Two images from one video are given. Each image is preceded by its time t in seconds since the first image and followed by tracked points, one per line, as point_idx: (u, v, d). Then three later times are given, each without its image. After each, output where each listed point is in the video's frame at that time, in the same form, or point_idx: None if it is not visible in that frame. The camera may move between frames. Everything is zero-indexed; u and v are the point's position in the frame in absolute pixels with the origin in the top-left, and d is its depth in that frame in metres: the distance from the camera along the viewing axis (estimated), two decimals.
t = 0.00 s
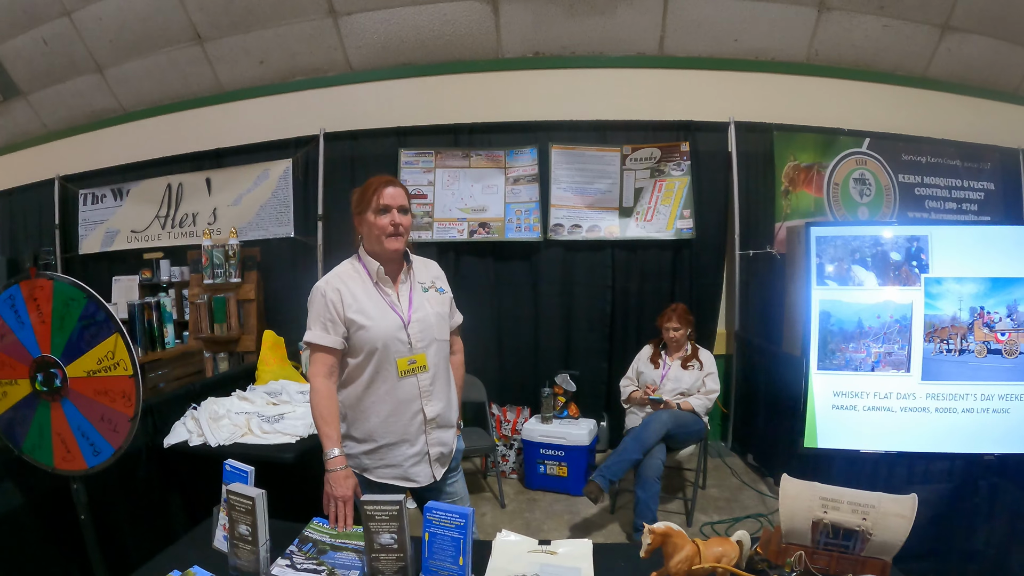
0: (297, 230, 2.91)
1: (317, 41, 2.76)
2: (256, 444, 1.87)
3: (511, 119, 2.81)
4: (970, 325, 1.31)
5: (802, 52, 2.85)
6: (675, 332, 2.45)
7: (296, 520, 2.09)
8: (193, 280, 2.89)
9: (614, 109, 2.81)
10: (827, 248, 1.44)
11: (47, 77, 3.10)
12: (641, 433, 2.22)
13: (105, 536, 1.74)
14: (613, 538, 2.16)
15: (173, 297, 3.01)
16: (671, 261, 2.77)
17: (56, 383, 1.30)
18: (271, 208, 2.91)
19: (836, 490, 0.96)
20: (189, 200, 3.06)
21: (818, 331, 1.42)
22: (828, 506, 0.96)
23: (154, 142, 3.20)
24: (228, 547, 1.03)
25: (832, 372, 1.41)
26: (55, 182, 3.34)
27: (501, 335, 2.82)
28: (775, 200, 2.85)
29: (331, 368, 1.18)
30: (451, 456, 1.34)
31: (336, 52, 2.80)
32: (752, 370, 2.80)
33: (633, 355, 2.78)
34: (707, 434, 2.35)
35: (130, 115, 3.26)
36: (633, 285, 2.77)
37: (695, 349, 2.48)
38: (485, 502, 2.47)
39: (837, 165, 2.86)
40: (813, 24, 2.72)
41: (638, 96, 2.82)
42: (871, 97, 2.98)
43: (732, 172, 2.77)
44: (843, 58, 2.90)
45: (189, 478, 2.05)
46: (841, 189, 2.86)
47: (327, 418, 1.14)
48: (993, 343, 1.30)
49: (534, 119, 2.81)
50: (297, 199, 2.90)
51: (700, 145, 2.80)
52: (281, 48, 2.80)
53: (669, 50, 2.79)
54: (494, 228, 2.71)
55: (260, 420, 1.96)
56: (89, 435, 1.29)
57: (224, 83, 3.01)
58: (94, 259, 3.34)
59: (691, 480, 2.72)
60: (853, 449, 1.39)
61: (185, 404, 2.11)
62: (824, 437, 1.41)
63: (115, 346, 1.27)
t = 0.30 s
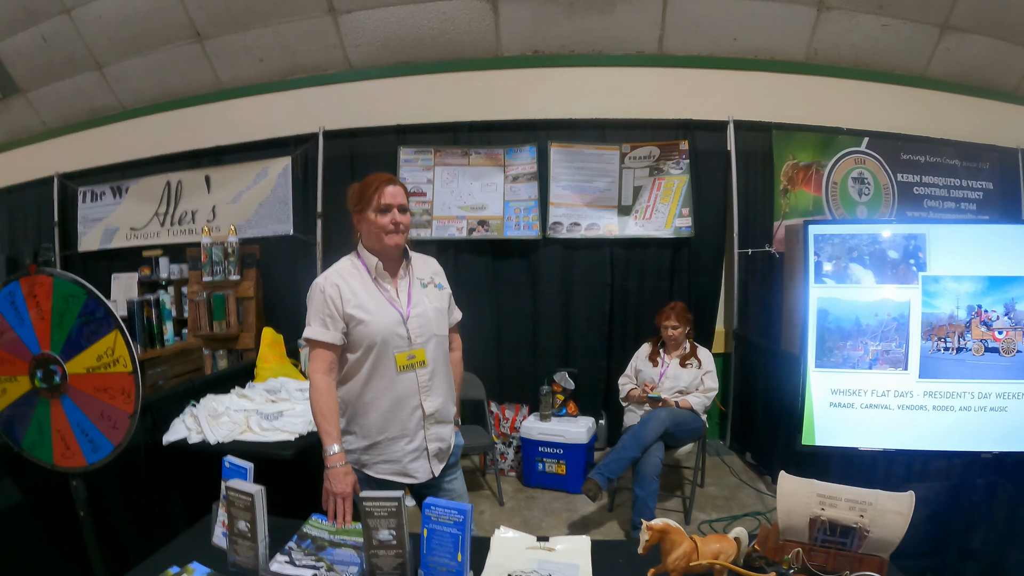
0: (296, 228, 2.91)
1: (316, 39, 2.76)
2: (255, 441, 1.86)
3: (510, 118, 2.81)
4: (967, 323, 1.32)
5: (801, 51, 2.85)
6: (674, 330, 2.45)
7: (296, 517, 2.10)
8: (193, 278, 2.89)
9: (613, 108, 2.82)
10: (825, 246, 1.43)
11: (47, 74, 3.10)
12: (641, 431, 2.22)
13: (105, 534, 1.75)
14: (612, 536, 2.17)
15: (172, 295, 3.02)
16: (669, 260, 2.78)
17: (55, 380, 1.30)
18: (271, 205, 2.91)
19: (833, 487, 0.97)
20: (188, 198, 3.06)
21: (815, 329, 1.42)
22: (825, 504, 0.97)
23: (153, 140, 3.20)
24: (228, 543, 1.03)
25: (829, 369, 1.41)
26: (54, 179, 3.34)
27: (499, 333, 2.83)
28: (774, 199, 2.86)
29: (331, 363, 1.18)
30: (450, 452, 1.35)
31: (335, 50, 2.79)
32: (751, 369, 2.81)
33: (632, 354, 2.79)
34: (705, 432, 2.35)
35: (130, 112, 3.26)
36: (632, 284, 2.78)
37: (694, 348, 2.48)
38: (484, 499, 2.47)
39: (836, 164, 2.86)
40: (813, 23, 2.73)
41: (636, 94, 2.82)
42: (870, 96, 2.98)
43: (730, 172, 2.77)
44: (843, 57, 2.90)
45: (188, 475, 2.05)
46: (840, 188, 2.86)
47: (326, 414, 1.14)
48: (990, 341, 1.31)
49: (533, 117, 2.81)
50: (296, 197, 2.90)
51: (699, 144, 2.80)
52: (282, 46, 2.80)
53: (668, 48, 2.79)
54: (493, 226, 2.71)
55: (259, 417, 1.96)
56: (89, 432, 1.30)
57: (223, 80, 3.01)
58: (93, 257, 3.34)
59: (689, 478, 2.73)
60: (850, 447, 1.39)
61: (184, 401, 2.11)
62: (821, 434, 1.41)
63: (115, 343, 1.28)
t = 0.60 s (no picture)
0: (297, 227, 2.91)
1: (319, 38, 2.75)
2: (256, 441, 1.86)
3: (511, 116, 2.81)
4: (971, 325, 1.31)
5: (804, 50, 2.84)
6: (676, 330, 2.45)
7: (296, 516, 2.09)
8: (193, 277, 2.90)
9: (615, 107, 2.82)
10: (829, 247, 1.44)
11: (48, 72, 3.11)
12: (642, 431, 2.21)
13: (105, 533, 1.74)
14: (613, 536, 2.16)
15: (173, 293, 3.03)
16: (671, 259, 2.77)
17: (55, 379, 1.30)
18: (272, 204, 2.91)
19: (836, 489, 0.96)
20: (190, 196, 3.05)
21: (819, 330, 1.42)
22: (828, 506, 0.96)
23: (154, 138, 3.20)
24: (228, 543, 1.03)
25: (833, 371, 1.41)
26: (54, 177, 3.34)
27: (501, 332, 2.82)
28: (776, 199, 2.85)
29: (332, 363, 1.18)
30: (451, 452, 1.34)
31: (337, 49, 2.79)
32: (752, 369, 2.80)
33: (633, 353, 2.79)
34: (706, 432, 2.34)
35: (131, 110, 3.26)
36: (634, 284, 2.78)
37: (696, 348, 2.47)
38: (485, 499, 2.47)
39: (839, 164, 2.85)
40: (816, 22, 2.72)
41: (639, 94, 2.82)
42: (873, 96, 2.97)
43: (732, 172, 2.77)
44: (845, 56, 2.89)
45: (189, 474, 2.05)
46: (842, 188, 2.85)
47: (327, 414, 1.14)
48: (993, 343, 1.30)
49: (535, 116, 2.81)
50: (298, 195, 2.90)
51: (701, 144, 2.79)
52: (284, 44, 2.80)
53: (671, 47, 2.79)
54: (495, 225, 2.70)
55: (260, 416, 1.96)
56: (89, 431, 1.29)
57: (225, 78, 3.01)
58: (94, 255, 3.34)
59: (690, 478, 2.72)
60: (853, 449, 1.39)
61: (185, 400, 2.11)
62: (824, 436, 1.41)
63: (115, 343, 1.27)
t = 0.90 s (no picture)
0: (299, 225, 2.90)
1: (320, 35, 2.75)
2: (256, 440, 1.85)
3: (513, 114, 2.80)
4: (978, 324, 1.29)
5: (807, 48, 2.83)
6: (679, 329, 2.44)
7: (296, 516, 2.08)
8: (193, 275, 2.89)
9: (618, 105, 2.80)
10: (835, 246, 1.42)
11: (50, 70, 3.10)
12: (644, 430, 2.21)
13: (104, 532, 1.74)
14: (615, 536, 2.15)
15: (174, 291, 3.01)
16: (673, 258, 2.76)
17: (54, 378, 1.29)
18: (273, 202, 2.91)
19: (841, 491, 0.95)
20: (191, 194, 3.05)
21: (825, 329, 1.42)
22: (834, 508, 0.95)
23: (155, 136, 3.20)
24: (227, 544, 1.02)
25: (838, 371, 1.40)
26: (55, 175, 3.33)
27: (502, 331, 2.82)
28: (779, 198, 2.83)
29: (331, 362, 1.17)
30: (451, 453, 1.33)
31: (339, 46, 2.78)
32: (756, 368, 2.79)
33: (636, 352, 2.78)
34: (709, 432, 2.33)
35: (131, 108, 3.25)
36: (637, 283, 2.77)
37: (698, 347, 2.46)
38: (486, 498, 2.46)
39: (843, 163, 2.83)
40: (820, 19, 2.70)
41: (641, 91, 2.80)
42: (877, 94, 2.95)
43: (736, 170, 2.75)
44: (849, 54, 2.88)
45: (189, 473, 2.04)
46: (846, 186, 2.83)
47: (326, 414, 1.12)
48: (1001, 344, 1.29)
49: (537, 113, 2.80)
50: (299, 194, 2.89)
51: (704, 142, 2.77)
52: (285, 42, 2.80)
53: (674, 45, 2.77)
54: (497, 223, 2.69)
55: (260, 415, 1.95)
56: (87, 430, 1.29)
57: (226, 76, 3.00)
58: (95, 253, 3.33)
59: (693, 478, 2.71)
60: (859, 450, 1.37)
61: (185, 399, 2.10)
62: (830, 437, 1.40)
63: (114, 341, 1.26)
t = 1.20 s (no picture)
0: (300, 225, 2.90)
1: (322, 35, 2.75)
2: (257, 440, 1.85)
3: (514, 114, 2.79)
4: (981, 325, 1.29)
5: (809, 47, 2.82)
6: (681, 329, 2.44)
7: (297, 515, 2.08)
8: (195, 275, 2.92)
9: (619, 104, 2.80)
10: (837, 246, 1.42)
11: (51, 70, 3.11)
12: (646, 431, 2.20)
13: (106, 532, 1.74)
14: (616, 537, 2.14)
15: (176, 291, 3.02)
16: (675, 257, 2.75)
17: (54, 378, 1.29)
18: (275, 202, 2.91)
19: (844, 492, 0.95)
20: (192, 194, 3.05)
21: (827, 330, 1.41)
22: (836, 510, 0.94)
23: (157, 136, 3.20)
24: (227, 545, 1.02)
25: (840, 372, 1.40)
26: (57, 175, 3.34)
27: (504, 330, 2.81)
28: (781, 198, 2.83)
29: (330, 363, 1.17)
30: (451, 455, 1.33)
31: (340, 46, 2.78)
32: (757, 368, 2.79)
33: (637, 352, 2.78)
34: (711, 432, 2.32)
35: (133, 108, 3.26)
36: (638, 283, 2.77)
37: (700, 347, 2.46)
38: (488, 498, 2.46)
39: (844, 162, 2.82)
40: (822, 18, 2.69)
41: (643, 91, 2.80)
42: (879, 93, 2.95)
43: (737, 169, 2.75)
44: (851, 53, 2.87)
45: (190, 473, 2.04)
46: (848, 186, 2.82)
47: (326, 414, 1.12)
48: (1004, 344, 1.28)
49: (538, 113, 2.79)
50: (300, 193, 2.89)
51: (706, 142, 2.77)
52: (286, 41, 2.79)
53: (676, 44, 2.76)
54: (498, 223, 2.69)
55: (261, 415, 1.95)
56: (88, 430, 1.29)
57: (227, 76, 3.00)
58: (96, 252, 3.33)
59: (694, 478, 2.71)
60: (862, 451, 1.37)
61: (187, 399, 2.10)
62: (832, 437, 1.40)
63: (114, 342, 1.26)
